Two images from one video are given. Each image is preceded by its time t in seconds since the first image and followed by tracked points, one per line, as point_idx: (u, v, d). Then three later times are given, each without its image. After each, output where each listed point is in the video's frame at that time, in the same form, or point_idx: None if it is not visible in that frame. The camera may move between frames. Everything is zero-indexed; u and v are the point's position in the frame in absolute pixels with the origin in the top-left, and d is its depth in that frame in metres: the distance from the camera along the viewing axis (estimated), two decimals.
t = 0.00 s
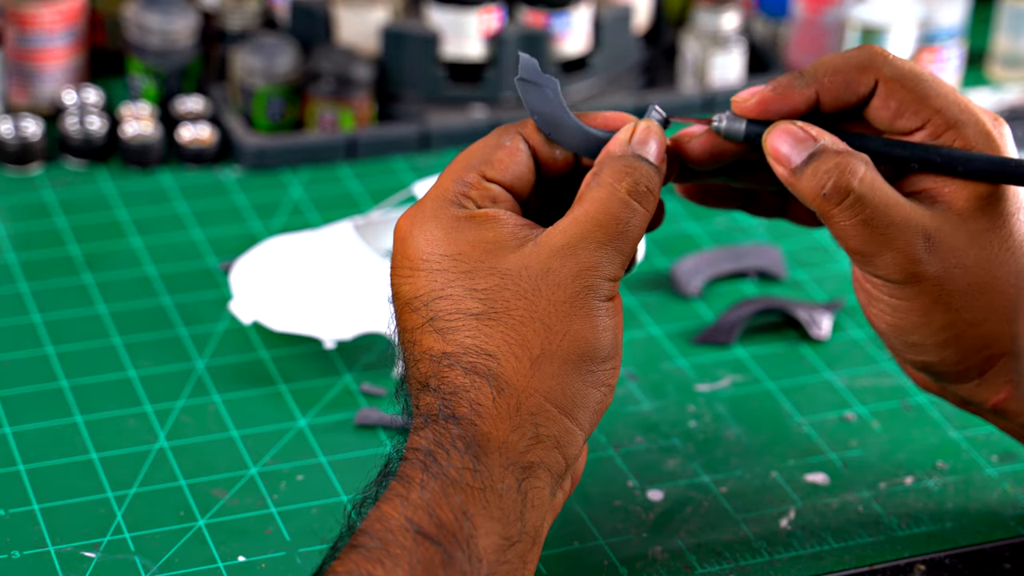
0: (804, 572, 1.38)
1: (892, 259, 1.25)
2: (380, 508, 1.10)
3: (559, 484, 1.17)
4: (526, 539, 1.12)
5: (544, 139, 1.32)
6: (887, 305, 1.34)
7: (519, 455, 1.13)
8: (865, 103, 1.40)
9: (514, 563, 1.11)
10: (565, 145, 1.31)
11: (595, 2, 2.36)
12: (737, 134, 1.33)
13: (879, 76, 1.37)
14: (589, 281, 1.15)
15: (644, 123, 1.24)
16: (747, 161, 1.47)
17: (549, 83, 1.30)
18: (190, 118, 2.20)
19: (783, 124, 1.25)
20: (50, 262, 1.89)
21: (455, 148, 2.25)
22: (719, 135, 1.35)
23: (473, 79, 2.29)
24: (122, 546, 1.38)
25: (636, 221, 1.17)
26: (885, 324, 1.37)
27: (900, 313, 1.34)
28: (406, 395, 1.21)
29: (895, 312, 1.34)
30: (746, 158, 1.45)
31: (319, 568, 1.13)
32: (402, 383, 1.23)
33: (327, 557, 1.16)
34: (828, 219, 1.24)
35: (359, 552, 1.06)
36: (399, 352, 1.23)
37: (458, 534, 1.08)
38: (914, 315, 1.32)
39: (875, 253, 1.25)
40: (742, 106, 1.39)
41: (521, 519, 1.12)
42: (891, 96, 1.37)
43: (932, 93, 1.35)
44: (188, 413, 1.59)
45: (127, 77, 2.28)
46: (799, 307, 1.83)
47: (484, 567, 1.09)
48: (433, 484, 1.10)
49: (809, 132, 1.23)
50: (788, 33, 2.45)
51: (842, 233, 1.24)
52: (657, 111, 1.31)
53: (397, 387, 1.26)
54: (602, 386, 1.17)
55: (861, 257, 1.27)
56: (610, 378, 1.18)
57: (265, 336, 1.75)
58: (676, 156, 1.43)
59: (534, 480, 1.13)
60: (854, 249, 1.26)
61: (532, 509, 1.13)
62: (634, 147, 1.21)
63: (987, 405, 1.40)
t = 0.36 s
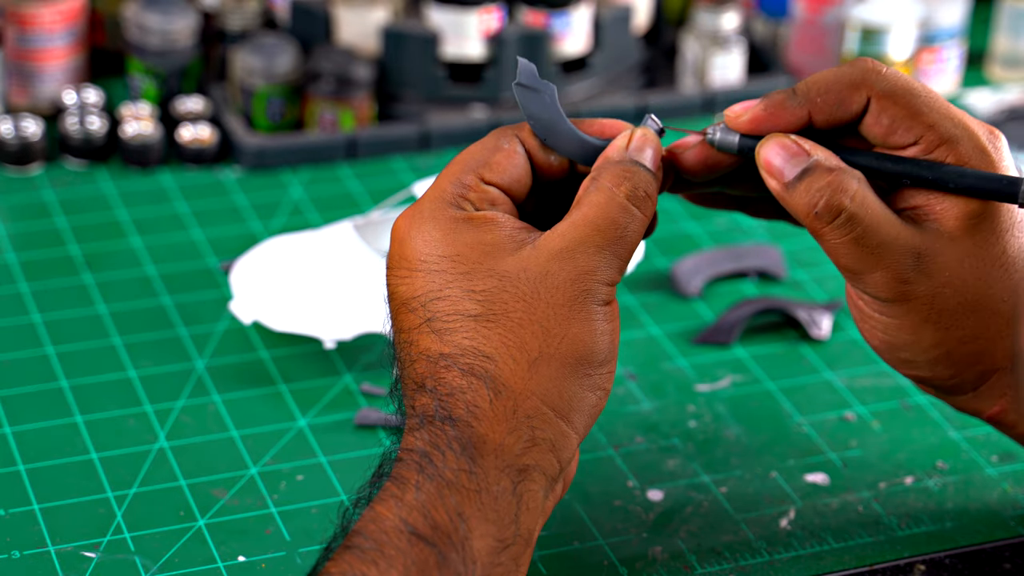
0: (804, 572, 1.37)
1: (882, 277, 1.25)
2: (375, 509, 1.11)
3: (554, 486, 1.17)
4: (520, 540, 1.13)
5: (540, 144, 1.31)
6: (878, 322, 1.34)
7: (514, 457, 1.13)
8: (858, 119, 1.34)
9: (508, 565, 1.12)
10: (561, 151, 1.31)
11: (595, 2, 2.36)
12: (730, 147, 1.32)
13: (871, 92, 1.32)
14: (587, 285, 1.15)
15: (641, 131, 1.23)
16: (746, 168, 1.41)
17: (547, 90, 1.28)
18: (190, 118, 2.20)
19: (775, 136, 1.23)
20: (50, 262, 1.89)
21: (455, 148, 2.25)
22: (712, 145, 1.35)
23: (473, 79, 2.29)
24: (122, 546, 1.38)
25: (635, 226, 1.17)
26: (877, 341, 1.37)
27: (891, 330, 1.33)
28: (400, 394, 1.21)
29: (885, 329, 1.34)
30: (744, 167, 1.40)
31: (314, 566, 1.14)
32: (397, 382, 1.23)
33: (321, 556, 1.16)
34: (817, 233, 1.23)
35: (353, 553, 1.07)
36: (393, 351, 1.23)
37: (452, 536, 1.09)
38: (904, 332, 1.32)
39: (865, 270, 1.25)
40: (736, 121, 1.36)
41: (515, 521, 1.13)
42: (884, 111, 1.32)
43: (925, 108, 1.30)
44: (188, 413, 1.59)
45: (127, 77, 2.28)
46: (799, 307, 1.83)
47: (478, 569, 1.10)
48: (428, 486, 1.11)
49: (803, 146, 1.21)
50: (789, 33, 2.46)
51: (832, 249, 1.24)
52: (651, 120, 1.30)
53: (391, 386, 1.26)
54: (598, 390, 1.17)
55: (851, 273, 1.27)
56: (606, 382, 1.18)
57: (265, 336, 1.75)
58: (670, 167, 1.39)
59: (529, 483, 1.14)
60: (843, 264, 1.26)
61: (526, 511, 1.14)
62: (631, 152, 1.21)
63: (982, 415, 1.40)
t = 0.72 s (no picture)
0: (804, 572, 1.38)
1: (852, 302, 1.26)
2: (378, 509, 1.10)
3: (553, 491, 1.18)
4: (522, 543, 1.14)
5: (540, 157, 1.30)
6: (850, 346, 1.34)
7: (520, 460, 1.14)
8: (840, 142, 1.29)
9: (508, 569, 1.12)
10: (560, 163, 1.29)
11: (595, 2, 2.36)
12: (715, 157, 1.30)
13: (854, 116, 1.26)
14: (594, 289, 1.16)
15: (641, 143, 1.25)
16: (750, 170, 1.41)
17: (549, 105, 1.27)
18: (190, 119, 2.20)
19: (757, 147, 1.22)
20: (50, 262, 1.89)
21: (455, 148, 2.25)
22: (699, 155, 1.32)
23: (474, 79, 2.29)
24: (122, 546, 1.38)
25: (638, 233, 1.19)
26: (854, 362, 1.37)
27: (865, 355, 1.34)
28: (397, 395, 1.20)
29: (858, 352, 1.34)
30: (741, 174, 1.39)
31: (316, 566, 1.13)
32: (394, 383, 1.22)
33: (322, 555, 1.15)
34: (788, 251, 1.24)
35: (356, 553, 1.08)
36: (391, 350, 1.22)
37: (458, 537, 1.10)
38: (877, 357, 1.32)
39: (835, 293, 1.26)
40: (724, 133, 1.32)
41: (519, 524, 1.13)
42: (865, 136, 1.26)
43: (908, 133, 1.25)
44: (188, 413, 1.59)
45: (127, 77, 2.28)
46: (799, 307, 1.83)
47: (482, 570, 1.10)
48: (434, 487, 1.11)
49: (784, 164, 1.20)
50: (789, 33, 2.46)
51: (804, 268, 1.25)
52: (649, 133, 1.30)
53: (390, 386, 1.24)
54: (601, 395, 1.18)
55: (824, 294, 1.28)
56: (607, 387, 1.19)
57: (265, 336, 1.75)
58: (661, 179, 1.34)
59: (533, 486, 1.14)
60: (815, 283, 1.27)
61: (529, 514, 1.14)
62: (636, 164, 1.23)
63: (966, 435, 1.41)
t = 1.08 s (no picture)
0: (804, 572, 1.38)
1: (876, 267, 1.24)
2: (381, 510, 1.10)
3: (561, 491, 1.17)
4: (528, 542, 1.14)
5: (549, 158, 1.30)
6: (865, 316, 1.32)
7: (521, 459, 1.14)
8: (876, 109, 1.31)
9: (515, 566, 1.13)
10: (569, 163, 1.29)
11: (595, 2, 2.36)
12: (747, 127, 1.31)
13: (893, 80, 1.28)
14: (595, 288, 1.15)
15: (652, 138, 1.21)
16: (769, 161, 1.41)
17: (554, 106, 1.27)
18: (190, 118, 2.20)
19: (797, 105, 1.20)
20: (50, 262, 1.89)
21: (455, 148, 2.25)
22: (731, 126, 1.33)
23: (473, 79, 2.29)
24: (122, 546, 1.38)
25: (643, 231, 1.18)
26: (865, 332, 1.35)
27: (879, 325, 1.32)
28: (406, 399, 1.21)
29: (873, 323, 1.33)
30: (770, 157, 1.39)
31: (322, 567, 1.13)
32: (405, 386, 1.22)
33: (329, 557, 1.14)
34: (820, 213, 1.21)
35: (360, 552, 1.07)
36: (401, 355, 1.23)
37: (460, 536, 1.10)
38: (892, 327, 1.31)
39: (861, 258, 1.23)
40: (759, 100, 1.32)
41: (522, 523, 1.13)
42: (902, 101, 1.29)
43: (944, 101, 1.28)
44: (188, 413, 1.59)
45: (127, 77, 2.28)
46: (799, 307, 1.83)
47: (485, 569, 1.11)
48: (435, 487, 1.11)
49: (823, 121, 1.18)
50: (789, 33, 2.46)
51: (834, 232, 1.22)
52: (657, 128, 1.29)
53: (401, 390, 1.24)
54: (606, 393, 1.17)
55: (847, 257, 1.24)
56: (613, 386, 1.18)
57: (265, 336, 1.75)
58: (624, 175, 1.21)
59: (536, 486, 1.14)
60: (840, 249, 1.24)
61: (533, 513, 1.14)
62: (640, 160, 1.19)
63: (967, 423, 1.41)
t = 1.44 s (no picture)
0: (804, 572, 1.37)
1: (892, 274, 1.23)
2: (373, 509, 1.11)
3: (553, 487, 1.17)
4: (519, 538, 1.12)
5: (545, 151, 1.30)
6: (882, 320, 1.32)
7: (508, 455, 1.13)
8: (879, 110, 1.32)
9: (507, 562, 1.11)
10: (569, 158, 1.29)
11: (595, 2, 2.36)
12: (755, 147, 1.28)
13: (894, 83, 1.30)
14: (582, 284, 1.15)
15: (647, 131, 1.22)
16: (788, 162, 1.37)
17: (551, 101, 1.28)
18: (190, 118, 2.20)
19: (801, 129, 1.22)
20: (50, 262, 1.89)
21: (455, 148, 2.25)
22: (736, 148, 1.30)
23: (473, 79, 2.29)
24: (122, 546, 1.38)
25: (635, 225, 1.17)
26: (882, 336, 1.35)
27: (897, 329, 1.31)
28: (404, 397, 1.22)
29: (890, 328, 1.32)
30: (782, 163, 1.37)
31: (316, 567, 1.15)
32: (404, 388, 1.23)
33: (323, 556, 1.17)
34: (836, 228, 1.21)
35: (352, 550, 1.08)
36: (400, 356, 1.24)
37: (450, 531, 1.09)
38: (910, 331, 1.30)
39: (877, 266, 1.23)
40: (757, 121, 1.32)
41: (512, 518, 1.12)
42: (906, 104, 1.30)
43: (948, 103, 1.28)
44: (188, 413, 1.59)
45: (127, 77, 2.28)
46: (799, 307, 1.83)
47: (477, 565, 1.09)
48: (423, 484, 1.11)
49: (828, 139, 1.20)
50: (789, 33, 2.46)
51: (847, 245, 1.22)
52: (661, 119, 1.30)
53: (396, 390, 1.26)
54: (597, 389, 1.17)
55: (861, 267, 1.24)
56: (604, 382, 1.17)
57: (265, 336, 1.75)
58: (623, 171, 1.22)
59: (526, 482, 1.13)
60: (855, 259, 1.23)
61: (523, 509, 1.13)
62: (635, 154, 1.20)
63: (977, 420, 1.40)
